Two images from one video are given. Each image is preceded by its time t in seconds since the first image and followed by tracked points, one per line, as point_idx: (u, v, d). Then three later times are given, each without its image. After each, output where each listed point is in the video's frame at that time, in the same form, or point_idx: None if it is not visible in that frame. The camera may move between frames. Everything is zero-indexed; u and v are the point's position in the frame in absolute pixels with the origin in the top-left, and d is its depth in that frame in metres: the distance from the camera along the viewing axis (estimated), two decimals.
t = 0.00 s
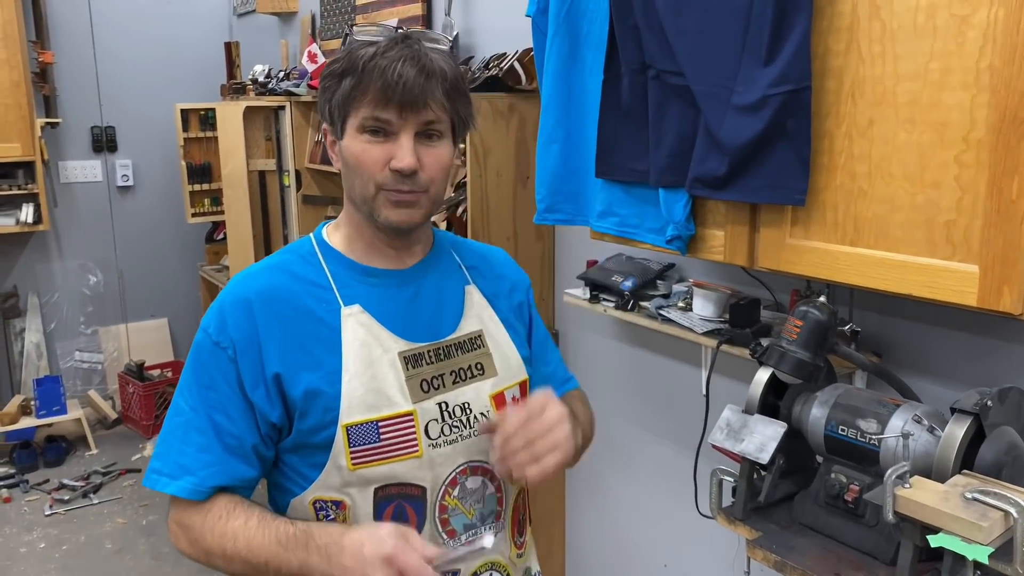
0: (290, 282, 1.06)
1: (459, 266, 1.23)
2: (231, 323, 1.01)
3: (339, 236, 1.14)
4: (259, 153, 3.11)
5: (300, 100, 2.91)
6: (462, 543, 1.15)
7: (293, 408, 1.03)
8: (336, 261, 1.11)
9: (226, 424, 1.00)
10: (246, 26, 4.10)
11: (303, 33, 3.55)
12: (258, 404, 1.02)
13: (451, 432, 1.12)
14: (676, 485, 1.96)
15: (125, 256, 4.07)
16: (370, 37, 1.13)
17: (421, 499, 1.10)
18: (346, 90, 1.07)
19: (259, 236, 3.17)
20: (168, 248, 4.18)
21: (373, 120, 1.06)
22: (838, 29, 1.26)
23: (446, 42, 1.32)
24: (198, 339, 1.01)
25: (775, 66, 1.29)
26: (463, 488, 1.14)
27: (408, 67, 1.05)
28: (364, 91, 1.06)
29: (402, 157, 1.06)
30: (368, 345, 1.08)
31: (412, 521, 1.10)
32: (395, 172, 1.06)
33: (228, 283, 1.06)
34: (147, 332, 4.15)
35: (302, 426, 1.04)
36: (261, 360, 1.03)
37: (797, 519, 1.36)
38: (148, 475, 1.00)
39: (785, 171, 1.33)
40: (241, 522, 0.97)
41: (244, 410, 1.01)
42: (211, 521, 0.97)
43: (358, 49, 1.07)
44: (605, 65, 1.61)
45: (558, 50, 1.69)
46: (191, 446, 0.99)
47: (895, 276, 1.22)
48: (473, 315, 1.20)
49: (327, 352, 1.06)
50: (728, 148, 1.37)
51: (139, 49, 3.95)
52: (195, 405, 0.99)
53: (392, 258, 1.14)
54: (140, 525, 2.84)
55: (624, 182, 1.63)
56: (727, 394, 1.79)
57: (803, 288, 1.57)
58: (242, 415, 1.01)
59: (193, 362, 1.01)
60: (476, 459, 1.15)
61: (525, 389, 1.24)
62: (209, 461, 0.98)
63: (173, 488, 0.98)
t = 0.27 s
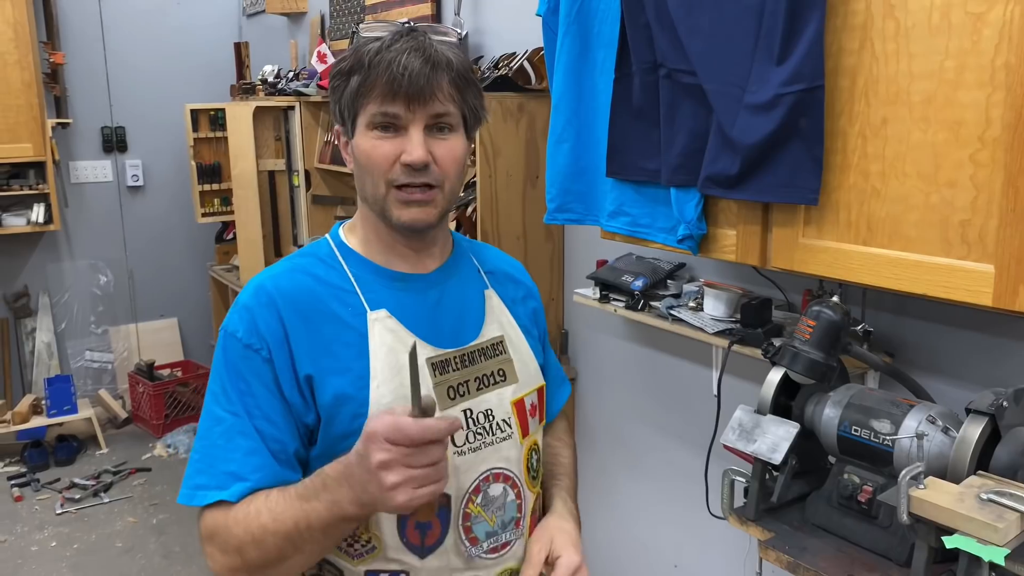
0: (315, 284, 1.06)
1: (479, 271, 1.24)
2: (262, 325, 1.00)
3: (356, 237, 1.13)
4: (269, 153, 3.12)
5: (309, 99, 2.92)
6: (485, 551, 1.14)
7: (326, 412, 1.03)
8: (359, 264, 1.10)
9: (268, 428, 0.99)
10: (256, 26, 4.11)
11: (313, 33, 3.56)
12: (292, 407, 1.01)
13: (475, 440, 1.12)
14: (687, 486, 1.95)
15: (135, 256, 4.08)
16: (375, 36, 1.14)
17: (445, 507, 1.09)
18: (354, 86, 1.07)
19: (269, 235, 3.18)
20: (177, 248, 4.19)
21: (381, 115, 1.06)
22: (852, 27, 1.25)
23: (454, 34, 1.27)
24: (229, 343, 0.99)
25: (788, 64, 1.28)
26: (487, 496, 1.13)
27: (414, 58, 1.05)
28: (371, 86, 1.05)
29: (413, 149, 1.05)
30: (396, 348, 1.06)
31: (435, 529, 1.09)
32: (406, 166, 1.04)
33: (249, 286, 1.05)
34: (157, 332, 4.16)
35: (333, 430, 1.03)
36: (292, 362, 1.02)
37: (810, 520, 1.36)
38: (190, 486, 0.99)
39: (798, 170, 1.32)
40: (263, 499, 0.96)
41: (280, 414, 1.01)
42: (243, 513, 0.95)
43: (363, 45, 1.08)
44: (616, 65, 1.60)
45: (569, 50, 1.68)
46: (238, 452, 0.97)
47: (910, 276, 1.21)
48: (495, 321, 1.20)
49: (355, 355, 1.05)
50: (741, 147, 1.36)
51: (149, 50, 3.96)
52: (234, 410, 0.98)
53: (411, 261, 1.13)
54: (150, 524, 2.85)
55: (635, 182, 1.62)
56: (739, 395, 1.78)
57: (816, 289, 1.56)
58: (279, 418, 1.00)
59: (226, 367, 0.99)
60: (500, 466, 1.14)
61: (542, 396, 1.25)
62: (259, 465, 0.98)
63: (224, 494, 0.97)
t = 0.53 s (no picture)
0: (339, 285, 1.05)
1: (500, 268, 1.24)
2: (287, 329, 1.00)
3: (377, 233, 1.13)
4: (278, 152, 3.12)
5: (318, 99, 2.92)
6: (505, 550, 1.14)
7: (347, 415, 1.03)
8: (381, 262, 1.09)
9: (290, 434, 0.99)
10: (265, 26, 4.12)
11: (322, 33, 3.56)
12: (317, 411, 1.01)
13: (496, 439, 1.11)
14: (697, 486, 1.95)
15: (145, 256, 4.10)
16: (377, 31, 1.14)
17: (467, 506, 1.09)
18: (360, 83, 1.08)
19: (278, 235, 3.18)
20: (187, 247, 4.20)
21: (389, 109, 1.07)
22: (865, 26, 1.25)
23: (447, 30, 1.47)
24: (253, 347, 0.98)
25: (800, 63, 1.27)
26: (508, 494, 1.14)
27: (415, 47, 1.06)
28: (375, 80, 1.06)
29: (422, 139, 1.05)
30: (418, 350, 1.06)
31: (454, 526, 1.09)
32: (417, 157, 1.05)
33: (272, 288, 1.04)
34: (167, 331, 4.18)
35: (355, 433, 1.03)
36: (316, 366, 1.01)
37: (821, 521, 1.35)
38: (204, 488, 0.98)
39: (811, 170, 1.32)
40: (329, 530, 0.96)
41: (302, 419, 1.00)
42: (291, 534, 0.96)
43: (366, 41, 1.08)
44: (626, 64, 1.60)
45: (579, 49, 1.68)
46: (255, 459, 0.97)
47: (923, 275, 1.21)
48: (515, 318, 1.20)
49: (378, 357, 1.04)
50: (753, 146, 1.36)
51: (158, 50, 3.97)
52: (257, 416, 0.98)
53: (431, 259, 1.13)
54: (160, 522, 2.86)
55: (645, 181, 1.62)
56: (750, 395, 1.77)
57: (827, 288, 1.55)
58: (301, 422, 1.00)
59: (249, 372, 0.98)
60: (521, 465, 1.15)
61: (561, 394, 1.26)
62: (277, 473, 0.97)
63: (242, 503, 0.96)
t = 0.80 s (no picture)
0: (332, 285, 1.05)
1: (503, 267, 1.22)
2: (279, 329, 1.00)
3: (375, 233, 1.12)
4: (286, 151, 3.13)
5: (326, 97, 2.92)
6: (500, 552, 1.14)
7: (339, 415, 1.03)
8: (376, 261, 1.09)
9: (281, 434, 0.99)
10: (272, 24, 4.12)
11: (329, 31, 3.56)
12: (307, 412, 1.01)
13: (491, 441, 1.11)
14: (705, 485, 1.94)
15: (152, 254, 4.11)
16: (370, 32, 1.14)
17: (458, 508, 1.10)
18: (352, 85, 1.08)
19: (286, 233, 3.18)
20: (194, 246, 4.21)
21: (381, 111, 1.06)
22: (876, 23, 1.24)
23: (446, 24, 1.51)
24: (247, 347, 0.99)
25: (811, 61, 1.27)
26: (502, 497, 1.13)
27: (405, 47, 1.05)
28: (366, 81, 1.06)
29: (414, 140, 1.05)
30: (410, 350, 1.06)
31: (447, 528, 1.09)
32: (409, 158, 1.04)
33: (268, 288, 1.04)
34: (174, 329, 4.19)
35: (347, 433, 1.04)
36: (308, 366, 1.02)
37: (831, 521, 1.35)
38: (199, 486, 0.99)
39: (821, 168, 1.31)
40: (319, 531, 0.98)
41: (293, 419, 1.01)
42: (281, 534, 0.97)
43: (357, 43, 1.08)
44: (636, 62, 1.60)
45: (588, 48, 1.68)
46: (248, 459, 0.98)
47: (935, 274, 1.20)
48: (516, 318, 1.18)
49: (369, 357, 1.04)
50: (763, 144, 1.36)
51: (166, 48, 3.98)
52: (249, 415, 0.98)
53: (430, 259, 1.12)
54: (168, 520, 2.86)
55: (654, 179, 1.61)
56: (759, 394, 1.77)
57: (838, 287, 1.55)
58: (293, 422, 1.01)
59: (242, 372, 0.99)
60: (516, 468, 1.14)
61: (564, 396, 1.24)
62: (269, 473, 0.98)
63: (232, 501, 0.97)
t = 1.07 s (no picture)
0: (318, 291, 1.06)
1: (498, 276, 1.20)
2: (262, 332, 1.01)
3: (364, 239, 1.12)
4: (293, 149, 3.14)
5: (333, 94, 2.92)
6: (481, 565, 1.13)
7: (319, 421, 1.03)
8: (364, 267, 1.09)
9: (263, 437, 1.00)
10: (280, 22, 4.12)
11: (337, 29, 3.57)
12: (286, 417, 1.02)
13: (474, 454, 1.10)
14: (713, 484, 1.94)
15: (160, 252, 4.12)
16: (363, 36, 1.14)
17: (439, 521, 1.08)
18: (343, 90, 1.08)
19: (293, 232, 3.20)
20: (201, 244, 4.22)
21: (372, 115, 1.06)
22: (888, 21, 1.23)
23: (444, 25, 1.56)
24: (232, 348, 1.01)
25: (822, 59, 1.26)
26: (484, 511, 1.12)
27: (396, 51, 1.05)
28: (357, 86, 1.06)
29: (404, 145, 1.05)
30: (394, 359, 1.06)
31: (427, 542, 1.08)
32: (399, 163, 1.04)
33: (255, 292, 1.06)
34: (181, 327, 4.19)
35: (328, 440, 1.04)
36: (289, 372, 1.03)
37: (841, 520, 1.34)
38: (189, 490, 0.98)
39: (831, 167, 1.30)
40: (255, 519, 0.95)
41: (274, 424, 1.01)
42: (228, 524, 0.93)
43: (349, 46, 1.08)
44: (645, 60, 1.60)
45: (598, 45, 1.68)
46: (233, 459, 0.97)
47: (946, 273, 1.19)
48: (507, 329, 1.17)
49: (351, 364, 1.04)
50: (773, 142, 1.35)
51: (174, 46, 3.99)
52: (232, 415, 0.99)
53: (421, 268, 1.12)
54: (176, 517, 2.87)
55: (664, 178, 1.61)
56: (768, 394, 1.76)
57: (848, 286, 1.54)
58: (274, 426, 1.01)
59: (226, 372, 1.00)
60: (499, 482, 1.13)
61: (553, 408, 1.22)
62: (252, 474, 0.97)
63: (215, 501, 0.96)
